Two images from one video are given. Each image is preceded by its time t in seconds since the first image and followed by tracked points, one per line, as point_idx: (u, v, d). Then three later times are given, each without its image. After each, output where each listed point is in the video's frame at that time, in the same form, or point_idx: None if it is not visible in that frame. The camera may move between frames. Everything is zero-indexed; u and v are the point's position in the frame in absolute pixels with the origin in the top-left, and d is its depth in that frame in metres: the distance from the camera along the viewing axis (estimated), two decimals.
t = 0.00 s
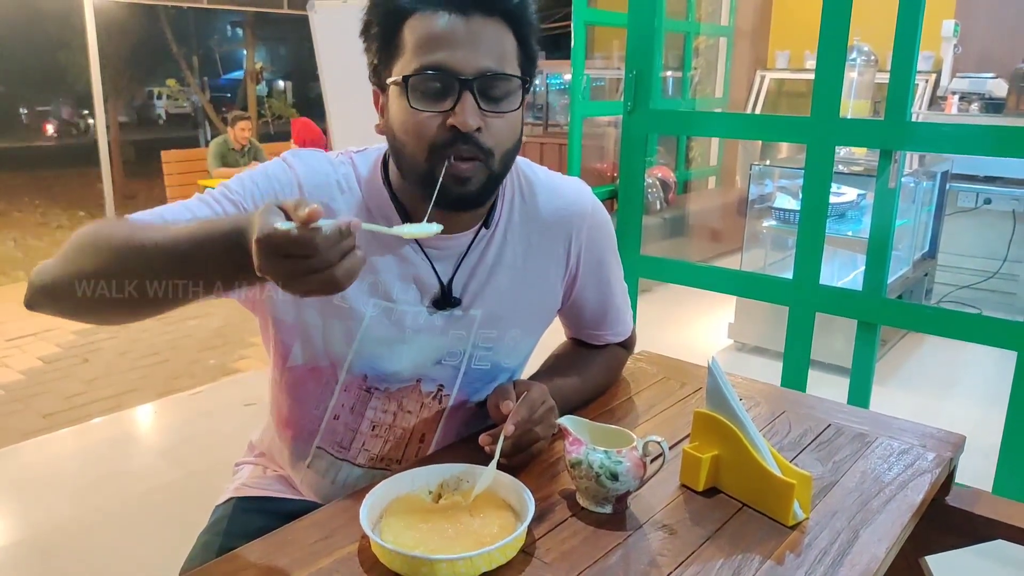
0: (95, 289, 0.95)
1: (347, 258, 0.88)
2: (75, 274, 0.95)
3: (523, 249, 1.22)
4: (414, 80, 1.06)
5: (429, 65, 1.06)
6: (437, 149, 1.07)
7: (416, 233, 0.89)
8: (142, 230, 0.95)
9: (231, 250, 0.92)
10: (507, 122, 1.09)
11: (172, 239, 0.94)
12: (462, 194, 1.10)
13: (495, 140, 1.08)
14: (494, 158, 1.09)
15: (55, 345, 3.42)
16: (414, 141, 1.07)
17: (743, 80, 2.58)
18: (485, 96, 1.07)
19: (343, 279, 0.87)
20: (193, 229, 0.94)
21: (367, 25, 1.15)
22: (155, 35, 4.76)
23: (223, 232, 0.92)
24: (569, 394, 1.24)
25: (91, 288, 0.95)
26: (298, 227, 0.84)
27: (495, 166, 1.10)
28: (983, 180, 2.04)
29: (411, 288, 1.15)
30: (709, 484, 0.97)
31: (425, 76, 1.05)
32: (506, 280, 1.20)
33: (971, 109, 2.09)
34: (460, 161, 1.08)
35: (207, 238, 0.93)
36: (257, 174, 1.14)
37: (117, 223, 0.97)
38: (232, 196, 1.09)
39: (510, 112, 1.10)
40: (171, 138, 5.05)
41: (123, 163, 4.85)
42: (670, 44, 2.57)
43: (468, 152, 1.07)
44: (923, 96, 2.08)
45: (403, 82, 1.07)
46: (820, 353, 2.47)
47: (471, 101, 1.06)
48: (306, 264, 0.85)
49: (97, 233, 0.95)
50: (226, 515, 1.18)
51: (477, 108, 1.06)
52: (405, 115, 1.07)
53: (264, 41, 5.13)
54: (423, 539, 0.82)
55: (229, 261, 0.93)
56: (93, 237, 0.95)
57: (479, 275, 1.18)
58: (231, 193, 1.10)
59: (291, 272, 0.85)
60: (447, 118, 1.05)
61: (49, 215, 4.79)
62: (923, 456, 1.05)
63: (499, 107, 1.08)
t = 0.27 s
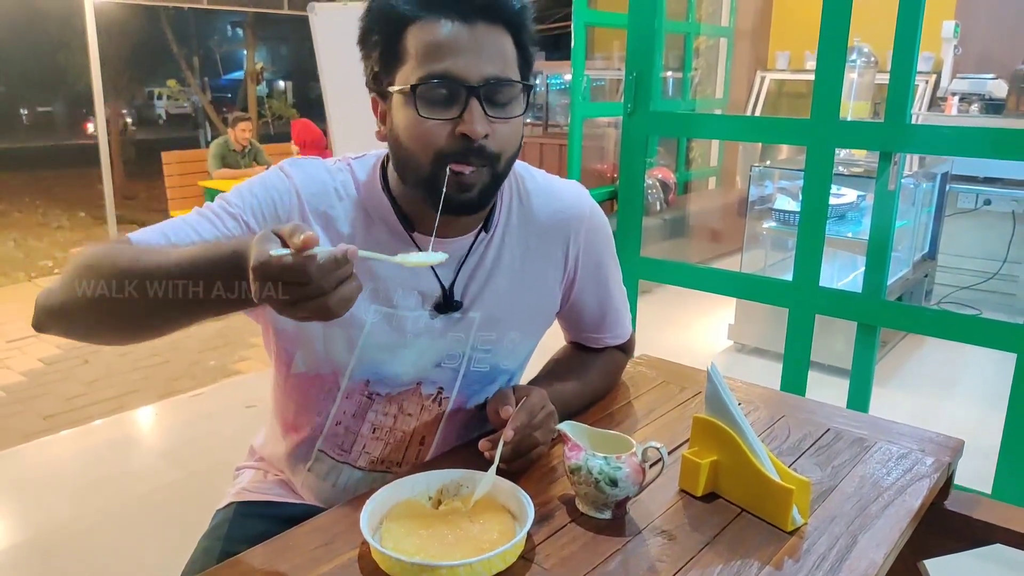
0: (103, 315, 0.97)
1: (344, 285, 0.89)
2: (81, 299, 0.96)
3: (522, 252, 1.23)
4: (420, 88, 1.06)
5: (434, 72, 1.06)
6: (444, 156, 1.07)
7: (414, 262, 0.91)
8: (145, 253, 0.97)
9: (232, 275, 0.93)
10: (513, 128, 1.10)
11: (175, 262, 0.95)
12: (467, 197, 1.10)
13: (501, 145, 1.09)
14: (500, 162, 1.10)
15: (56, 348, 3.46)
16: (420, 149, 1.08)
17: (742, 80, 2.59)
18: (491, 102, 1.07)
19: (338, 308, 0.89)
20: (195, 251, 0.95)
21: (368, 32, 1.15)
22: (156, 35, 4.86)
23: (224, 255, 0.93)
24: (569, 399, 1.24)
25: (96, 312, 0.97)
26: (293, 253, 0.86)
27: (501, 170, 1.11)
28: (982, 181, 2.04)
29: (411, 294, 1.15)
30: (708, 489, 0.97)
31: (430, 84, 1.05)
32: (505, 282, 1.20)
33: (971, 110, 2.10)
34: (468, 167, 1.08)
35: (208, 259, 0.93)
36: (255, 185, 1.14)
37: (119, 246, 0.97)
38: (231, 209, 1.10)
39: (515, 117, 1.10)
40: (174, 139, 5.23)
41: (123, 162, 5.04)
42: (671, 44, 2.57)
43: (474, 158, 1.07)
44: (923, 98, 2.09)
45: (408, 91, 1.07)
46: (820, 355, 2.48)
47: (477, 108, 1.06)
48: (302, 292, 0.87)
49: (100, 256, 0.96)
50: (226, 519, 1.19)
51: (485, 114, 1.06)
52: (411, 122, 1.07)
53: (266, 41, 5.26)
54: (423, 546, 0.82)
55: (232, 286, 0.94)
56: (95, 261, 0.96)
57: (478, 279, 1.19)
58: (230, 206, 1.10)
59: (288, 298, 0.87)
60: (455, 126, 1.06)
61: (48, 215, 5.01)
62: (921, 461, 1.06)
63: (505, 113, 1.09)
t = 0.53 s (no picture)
0: (108, 335, 1.02)
1: (332, 309, 0.90)
2: (88, 320, 1.01)
3: (520, 251, 1.23)
4: (420, 89, 1.06)
5: (434, 72, 1.07)
6: (446, 155, 1.08)
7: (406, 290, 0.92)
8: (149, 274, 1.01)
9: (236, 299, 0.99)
10: (513, 126, 1.10)
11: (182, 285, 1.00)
12: (471, 193, 1.10)
13: (501, 143, 1.09)
14: (500, 160, 1.10)
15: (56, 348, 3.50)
16: (422, 149, 1.08)
17: (743, 81, 2.59)
18: (491, 101, 1.08)
19: (324, 330, 0.90)
20: (201, 272, 1.01)
21: (365, 34, 1.15)
22: (155, 35, 4.91)
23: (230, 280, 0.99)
24: (569, 400, 1.24)
25: (102, 331, 1.02)
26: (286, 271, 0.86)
27: (502, 166, 1.11)
28: (981, 182, 2.05)
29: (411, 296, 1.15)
30: (706, 490, 0.97)
31: (430, 84, 1.06)
32: (503, 281, 1.21)
33: (970, 111, 2.11)
34: (470, 166, 1.08)
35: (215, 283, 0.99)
36: (250, 194, 1.14)
37: (123, 268, 1.01)
38: (229, 220, 1.10)
39: (514, 115, 1.10)
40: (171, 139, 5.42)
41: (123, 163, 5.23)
42: (670, 45, 2.57)
43: (475, 157, 1.08)
44: (923, 99, 2.09)
45: (409, 91, 1.07)
46: (819, 355, 2.48)
47: (478, 107, 1.06)
48: (289, 310, 0.88)
49: (106, 277, 1.00)
50: (226, 520, 1.19)
51: (485, 114, 1.07)
52: (412, 122, 1.07)
53: (265, 41, 5.24)
54: (422, 547, 0.82)
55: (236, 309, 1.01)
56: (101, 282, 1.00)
57: (476, 279, 1.19)
58: (228, 217, 1.10)
59: (274, 314, 0.88)
60: (456, 125, 1.06)
61: (48, 216, 5.16)
62: (919, 462, 1.06)
63: (504, 111, 1.09)
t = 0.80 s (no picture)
0: (125, 374, 1.04)
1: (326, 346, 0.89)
2: (105, 360, 1.03)
3: (517, 250, 1.23)
4: (417, 87, 1.06)
5: (429, 71, 1.06)
6: (441, 154, 1.08)
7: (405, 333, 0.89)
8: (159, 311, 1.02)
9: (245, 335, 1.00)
10: (508, 125, 1.10)
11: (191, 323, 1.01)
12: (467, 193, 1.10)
13: (497, 143, 1.09)
14: (496, 159, 1.10)
15: (56, 348, 3.53)
16: (417, 147, 1.08)
17: (742, 81, 2.59)
18: (487, 100, 1.08)
19: (317, 366, 0.89)
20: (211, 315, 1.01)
21: (363, 31, 1.14)
22: (155, 35, 5.07)
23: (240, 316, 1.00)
24: (568, 399, 1.24)
25: (120, 370, 1.04)
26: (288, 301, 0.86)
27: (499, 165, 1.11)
28: (981, 182, 2.05)
29: (409, 296, 1.15)
30: (705, 489, 0.97)
31: (427, 82, 1.06)
32: (500, 279, 1.21)
33: (970, 110, 2.15)
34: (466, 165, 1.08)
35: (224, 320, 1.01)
36: (245, 206, 1.13)
37: (132, 305, 1.02)
38: (227, 238, 1.10)
39: (510, 115, 1.11)
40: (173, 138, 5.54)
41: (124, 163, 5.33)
42: (669, 45, 2.59)
43: (471, 157, 1.08)
44: (922, 98, 2.10)
45: (405, 89, 1.07)
46: (818, 355, 2.48)
47: (474, 106, 1.06)
48: (283, 341, 0.88)
49: (115, 318, 1.01)
50: (226, 519, 1.20)
51: (480, 113, 1.07)
52: (408, 121, 1.07)
53: (265, 41, 5.39)
54: (421, 546, 0.82)
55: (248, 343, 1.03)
56: (111, 324, 1.01)
57: (473, 278, 1.19)
58: (226, 235, 1.10)
59: (268, 345, 0.88)
60: (452, 123, 1.06)
61: (48, 217, 5.22)
62: (918, 461, 1.06)
63: (499, 111, 1.09)
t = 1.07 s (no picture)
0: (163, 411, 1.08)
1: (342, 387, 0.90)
2: (146, 400, 1.08)
3: (516, 249, 1.23)
4: (412, 88, 1.06)
5: (425, 73, 1.07)
6: (436, 155, 1.08)
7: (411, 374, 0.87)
8: (184, 350, 1.05)
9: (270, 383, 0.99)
10: (503, 127, 1.11)
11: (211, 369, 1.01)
12: (463, 193, 1.10)
13: (492, 144, 1.09)
14: (491, 160, 1.10)
15: (57, 348, 3.54)
16: (412, 148, 1.08)
17: (742, 81, 2.59)
18: (482, 102, 1.08)
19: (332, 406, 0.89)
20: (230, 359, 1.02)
21: (361, 32, 1.15)
22: (156, 36, 5.08)
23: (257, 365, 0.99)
24: (569, 399, 1.24)
25: (161, 410, 1.08)
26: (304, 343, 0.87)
27: (494, 166, 1.11)
28: (980, 182, 2.05)
29: (408, 296, 1.16)
30: (705, 488, 0.97)
31: (422, 84, 1.06)
32: (499, 277, 1.21)
33: (970, 111, 2.17)
34: (459, 166, 1.08)
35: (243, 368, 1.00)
36: (243, 225, 1.13)
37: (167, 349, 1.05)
38: (234, 260, 1.11)
39: (505, 117, 1.11)
40: (173, 138, 5.53)
41: (124, 163, 5.34)
42: (669, 45, 2.60)
43: (466, 159, 1.08)
44: (922, 99, 2.11)
45: (400, 90, 1.07)
46: (819, 355, 2.49)
47: (468, 108, 1.07)
48: (299, 383, 0.88)
49: (146, 359, 1.05)
50: (228, 518, 1.20)
51: (475, 115, 1.07)
52: (403, 121, 1.08)
53: (266, 41, 5.48)
54: (422, 544, 0.83)
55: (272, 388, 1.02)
56: (143, 364, 1.05)
57: (473, 277, 1.19)
58: (232, 257, 1.11)
59: (285, 385, 0.88)
60: (446, 124, 1.07)
61: (48, 216, 5.18)
62: (918, 460, 1.06)
63: (494, 113, 1.09)
